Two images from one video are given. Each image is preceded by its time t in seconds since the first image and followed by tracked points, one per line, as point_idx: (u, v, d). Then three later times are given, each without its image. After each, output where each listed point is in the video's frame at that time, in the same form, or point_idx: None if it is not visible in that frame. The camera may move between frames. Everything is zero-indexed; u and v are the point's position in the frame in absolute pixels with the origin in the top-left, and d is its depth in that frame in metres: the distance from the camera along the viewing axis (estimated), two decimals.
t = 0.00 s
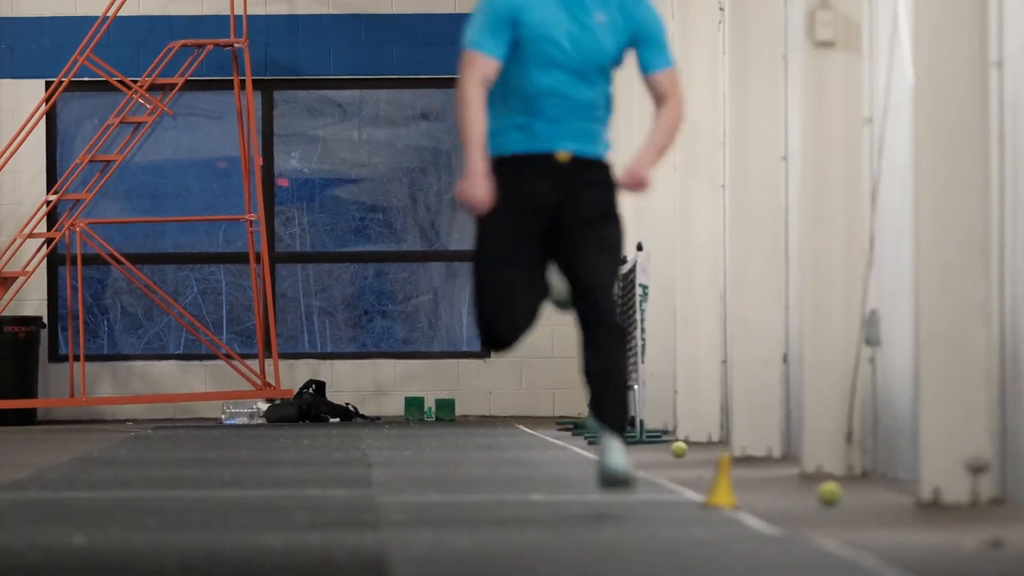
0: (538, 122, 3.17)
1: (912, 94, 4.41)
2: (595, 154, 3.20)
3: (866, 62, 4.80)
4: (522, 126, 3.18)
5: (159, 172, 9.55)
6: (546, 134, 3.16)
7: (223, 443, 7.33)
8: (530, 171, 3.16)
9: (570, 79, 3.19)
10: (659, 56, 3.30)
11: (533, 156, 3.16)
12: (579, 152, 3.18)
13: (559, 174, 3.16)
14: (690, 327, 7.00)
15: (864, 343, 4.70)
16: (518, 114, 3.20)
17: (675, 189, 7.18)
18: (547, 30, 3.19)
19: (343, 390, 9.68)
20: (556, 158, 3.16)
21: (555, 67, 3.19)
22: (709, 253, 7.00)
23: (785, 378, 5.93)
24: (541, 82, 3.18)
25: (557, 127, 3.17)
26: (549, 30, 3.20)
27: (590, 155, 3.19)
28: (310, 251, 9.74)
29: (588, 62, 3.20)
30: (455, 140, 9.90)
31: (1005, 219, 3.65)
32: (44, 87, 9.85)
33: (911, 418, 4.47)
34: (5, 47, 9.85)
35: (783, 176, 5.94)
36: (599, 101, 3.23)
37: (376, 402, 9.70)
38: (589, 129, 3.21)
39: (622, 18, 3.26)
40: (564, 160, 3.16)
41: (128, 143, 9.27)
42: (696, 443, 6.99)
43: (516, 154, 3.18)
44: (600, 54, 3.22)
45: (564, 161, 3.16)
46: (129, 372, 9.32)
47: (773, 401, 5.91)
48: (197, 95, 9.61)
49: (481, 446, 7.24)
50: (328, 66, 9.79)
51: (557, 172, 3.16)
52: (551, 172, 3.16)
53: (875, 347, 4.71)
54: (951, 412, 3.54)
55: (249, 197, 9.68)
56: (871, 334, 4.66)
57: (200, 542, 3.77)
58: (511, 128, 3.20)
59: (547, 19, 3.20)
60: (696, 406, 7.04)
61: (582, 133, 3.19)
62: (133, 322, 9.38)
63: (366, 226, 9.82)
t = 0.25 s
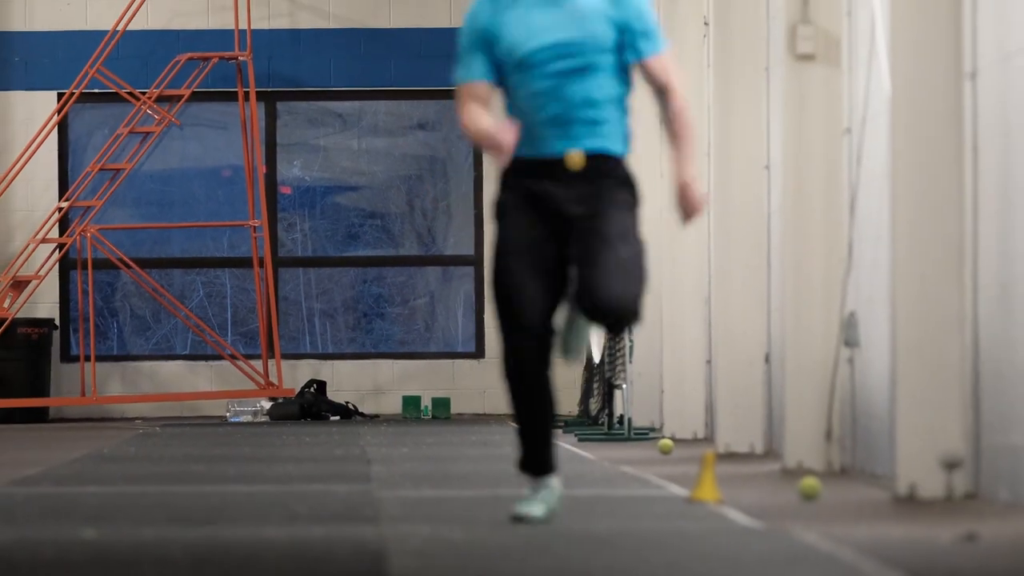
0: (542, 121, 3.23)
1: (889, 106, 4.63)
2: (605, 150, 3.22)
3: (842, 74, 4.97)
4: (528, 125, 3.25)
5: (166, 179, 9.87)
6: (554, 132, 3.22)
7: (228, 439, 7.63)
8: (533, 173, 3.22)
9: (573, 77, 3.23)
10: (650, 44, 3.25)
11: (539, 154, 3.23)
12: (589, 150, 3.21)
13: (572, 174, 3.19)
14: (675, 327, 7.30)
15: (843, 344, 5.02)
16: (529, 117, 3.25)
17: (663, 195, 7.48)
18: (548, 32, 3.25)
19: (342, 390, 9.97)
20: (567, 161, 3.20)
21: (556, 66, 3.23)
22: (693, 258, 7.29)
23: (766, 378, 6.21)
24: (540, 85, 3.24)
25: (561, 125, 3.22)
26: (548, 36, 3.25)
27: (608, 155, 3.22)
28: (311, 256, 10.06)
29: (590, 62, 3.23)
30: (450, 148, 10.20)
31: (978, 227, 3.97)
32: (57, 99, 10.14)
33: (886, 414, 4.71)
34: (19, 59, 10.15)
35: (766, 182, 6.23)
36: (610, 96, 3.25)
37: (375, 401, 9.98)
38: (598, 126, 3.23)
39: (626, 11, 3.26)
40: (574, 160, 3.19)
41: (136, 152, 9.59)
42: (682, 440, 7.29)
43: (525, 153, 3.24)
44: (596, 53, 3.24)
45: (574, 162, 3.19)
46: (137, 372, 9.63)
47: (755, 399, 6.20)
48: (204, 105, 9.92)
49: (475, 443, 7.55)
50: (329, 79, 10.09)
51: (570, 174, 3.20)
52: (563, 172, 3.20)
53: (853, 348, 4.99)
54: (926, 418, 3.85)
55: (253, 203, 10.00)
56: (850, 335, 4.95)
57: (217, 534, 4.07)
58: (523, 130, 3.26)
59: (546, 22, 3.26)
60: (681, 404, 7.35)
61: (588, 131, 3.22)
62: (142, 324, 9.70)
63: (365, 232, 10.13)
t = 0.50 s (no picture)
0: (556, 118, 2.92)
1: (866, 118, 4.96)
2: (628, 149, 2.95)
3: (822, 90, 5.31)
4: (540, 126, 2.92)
5: (174, 187, 10.20)
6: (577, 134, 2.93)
7: (234, 436, 7.97)
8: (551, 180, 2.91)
9: (582, 70, 2.93)
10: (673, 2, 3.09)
11: (559, 159, 2.91)
12: (613, 152, 2.93)
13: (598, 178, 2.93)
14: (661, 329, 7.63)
15: (823, 345, 5.36)
16: (550, 111, 2.92)
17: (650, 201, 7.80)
18: (547, 23, 2.95)
19: (342, 389, 10.30)
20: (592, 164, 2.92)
21: (564, 59, 2.94)
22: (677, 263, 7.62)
23: (749, 377, 6.54)
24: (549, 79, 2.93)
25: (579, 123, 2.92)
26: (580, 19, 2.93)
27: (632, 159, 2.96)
28: (312, 260, 10.40)
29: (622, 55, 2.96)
30: (445, 157, 10.53)
31: (953, 233, 4.30)
32: (68, 110, 10.49)
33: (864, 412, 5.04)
34: (32, 72, 10.49)
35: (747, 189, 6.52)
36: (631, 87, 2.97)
37: (373, 400, 10.31)
38: (615, 121, 2.94)
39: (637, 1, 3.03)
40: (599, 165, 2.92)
41: (144, 161, 9.94)
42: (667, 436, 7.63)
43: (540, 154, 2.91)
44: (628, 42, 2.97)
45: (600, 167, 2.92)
46: (146, 372, 9.97)
47: (737, 397, 6.51)
48: (210, 116, 10.27)
49: (469, 439, 7.89)
50: (328, 90, 10.44)
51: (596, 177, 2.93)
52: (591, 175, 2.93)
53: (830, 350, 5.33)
54: (905, 420, 4.15)
55: (257, 210, 10.36)
56: (828, 336, 5.29)
57: (231, 524, 4.41)
58: (542, 124, 2.92)
59: (545, 12, 2.96)
60: (666, 402, 7.68)
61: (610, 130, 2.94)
62: (150, 325, 10.04)
63: (365, 237, 10.45)
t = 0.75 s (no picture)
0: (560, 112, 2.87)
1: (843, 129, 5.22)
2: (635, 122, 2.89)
3: (801, 99, 5.65)
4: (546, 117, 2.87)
5: (181, 195, 10.59)
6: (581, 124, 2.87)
7: (239, 433, 8.33)
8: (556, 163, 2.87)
9: (578, 53, 2.89)
10: None
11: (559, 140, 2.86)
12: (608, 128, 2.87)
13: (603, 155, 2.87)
14: (647, 330, 7.97)
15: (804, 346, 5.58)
16: (549, 93, 2.87)
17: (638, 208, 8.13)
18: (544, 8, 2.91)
19: (341, 387, 10.66)
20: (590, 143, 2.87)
21: (563, 36, 2.90)
22: (660, 266, 8.00)
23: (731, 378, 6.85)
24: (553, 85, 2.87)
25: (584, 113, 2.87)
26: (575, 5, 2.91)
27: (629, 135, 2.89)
28: (313, 265, 10.77)
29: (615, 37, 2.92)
30: (441, 166, 10.88)
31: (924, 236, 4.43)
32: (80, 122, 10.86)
33: (839, 410, 5.28)
34: (46, 86, 10.85)
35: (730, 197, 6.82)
36: (626, 68, 2.91)
37: (371, 398, 10.67)
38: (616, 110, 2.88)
39: None
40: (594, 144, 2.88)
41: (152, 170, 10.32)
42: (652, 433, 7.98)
43: (552, 135, 2.86)
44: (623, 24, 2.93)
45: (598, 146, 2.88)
46: (154, 371, 10.34)
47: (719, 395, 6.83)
48: (215, 127, 10.65)
49: (464, 436, 8.26)
50: (330, 101, 10.78)
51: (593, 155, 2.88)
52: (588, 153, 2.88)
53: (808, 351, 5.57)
54: (880, 417, 4.23)
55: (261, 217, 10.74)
56: (807, 337, 5.52)
57: (242, 517, 4.77)
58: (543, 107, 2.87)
59: None
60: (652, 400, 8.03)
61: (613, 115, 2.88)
62: (158, 327, 10.42)
63: (364, 243, 10.84)
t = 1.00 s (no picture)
0: (562, 82, 2.63)
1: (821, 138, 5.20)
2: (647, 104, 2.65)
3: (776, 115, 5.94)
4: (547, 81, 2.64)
5: (188, 202, 11.00)
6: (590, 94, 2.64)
7: (245, 430, 8.73)
8: (580, 144, 2.64)
9: (586, 35, 2.66)
10: None
11: (582, 129, 2.64)
12: (630, 106, 2.65)
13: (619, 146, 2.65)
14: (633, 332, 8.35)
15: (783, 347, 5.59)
16: (559, 80, 2.64)
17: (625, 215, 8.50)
18: None
19: (341, 386, 11.06)
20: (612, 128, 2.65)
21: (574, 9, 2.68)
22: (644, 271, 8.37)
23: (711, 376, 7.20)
24: (556, 44, 2.67)
25: (591, 78, 2.63)
26: None
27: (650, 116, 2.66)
28: (315, 269, 11.17)
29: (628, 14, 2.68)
30: (436, 176, 11.29)
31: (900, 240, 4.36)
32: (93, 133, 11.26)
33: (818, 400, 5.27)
34: (59, 97, 11.24)
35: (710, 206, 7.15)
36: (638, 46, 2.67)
37: (370, 396, 11.07)
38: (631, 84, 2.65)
39: None
40: (617, 129, 2.65)
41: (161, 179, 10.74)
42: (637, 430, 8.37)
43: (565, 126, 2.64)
44: None
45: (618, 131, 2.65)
46: (163, 371, 10.76)
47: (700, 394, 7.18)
48: (221, 137, 11.07)
49: (458, 433, 8.67)
50: (330, 114, 11.21)
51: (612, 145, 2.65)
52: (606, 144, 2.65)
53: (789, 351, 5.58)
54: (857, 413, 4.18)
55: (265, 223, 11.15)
56: (786, 338, 5.52)
57: (251, 509, 5.15)
58: (554, 94, 2.63)
59: None
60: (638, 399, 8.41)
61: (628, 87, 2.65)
62: (167, 328, 10.84)
63: (363, 248, 11.24)
